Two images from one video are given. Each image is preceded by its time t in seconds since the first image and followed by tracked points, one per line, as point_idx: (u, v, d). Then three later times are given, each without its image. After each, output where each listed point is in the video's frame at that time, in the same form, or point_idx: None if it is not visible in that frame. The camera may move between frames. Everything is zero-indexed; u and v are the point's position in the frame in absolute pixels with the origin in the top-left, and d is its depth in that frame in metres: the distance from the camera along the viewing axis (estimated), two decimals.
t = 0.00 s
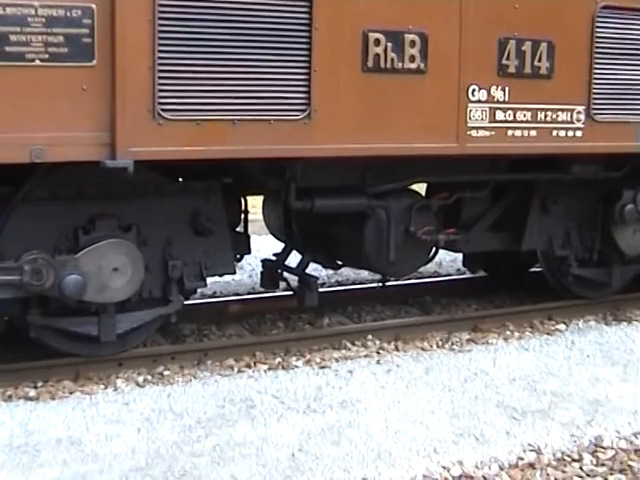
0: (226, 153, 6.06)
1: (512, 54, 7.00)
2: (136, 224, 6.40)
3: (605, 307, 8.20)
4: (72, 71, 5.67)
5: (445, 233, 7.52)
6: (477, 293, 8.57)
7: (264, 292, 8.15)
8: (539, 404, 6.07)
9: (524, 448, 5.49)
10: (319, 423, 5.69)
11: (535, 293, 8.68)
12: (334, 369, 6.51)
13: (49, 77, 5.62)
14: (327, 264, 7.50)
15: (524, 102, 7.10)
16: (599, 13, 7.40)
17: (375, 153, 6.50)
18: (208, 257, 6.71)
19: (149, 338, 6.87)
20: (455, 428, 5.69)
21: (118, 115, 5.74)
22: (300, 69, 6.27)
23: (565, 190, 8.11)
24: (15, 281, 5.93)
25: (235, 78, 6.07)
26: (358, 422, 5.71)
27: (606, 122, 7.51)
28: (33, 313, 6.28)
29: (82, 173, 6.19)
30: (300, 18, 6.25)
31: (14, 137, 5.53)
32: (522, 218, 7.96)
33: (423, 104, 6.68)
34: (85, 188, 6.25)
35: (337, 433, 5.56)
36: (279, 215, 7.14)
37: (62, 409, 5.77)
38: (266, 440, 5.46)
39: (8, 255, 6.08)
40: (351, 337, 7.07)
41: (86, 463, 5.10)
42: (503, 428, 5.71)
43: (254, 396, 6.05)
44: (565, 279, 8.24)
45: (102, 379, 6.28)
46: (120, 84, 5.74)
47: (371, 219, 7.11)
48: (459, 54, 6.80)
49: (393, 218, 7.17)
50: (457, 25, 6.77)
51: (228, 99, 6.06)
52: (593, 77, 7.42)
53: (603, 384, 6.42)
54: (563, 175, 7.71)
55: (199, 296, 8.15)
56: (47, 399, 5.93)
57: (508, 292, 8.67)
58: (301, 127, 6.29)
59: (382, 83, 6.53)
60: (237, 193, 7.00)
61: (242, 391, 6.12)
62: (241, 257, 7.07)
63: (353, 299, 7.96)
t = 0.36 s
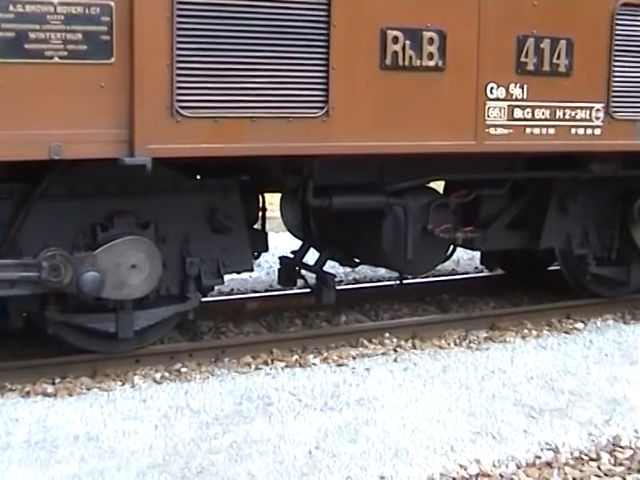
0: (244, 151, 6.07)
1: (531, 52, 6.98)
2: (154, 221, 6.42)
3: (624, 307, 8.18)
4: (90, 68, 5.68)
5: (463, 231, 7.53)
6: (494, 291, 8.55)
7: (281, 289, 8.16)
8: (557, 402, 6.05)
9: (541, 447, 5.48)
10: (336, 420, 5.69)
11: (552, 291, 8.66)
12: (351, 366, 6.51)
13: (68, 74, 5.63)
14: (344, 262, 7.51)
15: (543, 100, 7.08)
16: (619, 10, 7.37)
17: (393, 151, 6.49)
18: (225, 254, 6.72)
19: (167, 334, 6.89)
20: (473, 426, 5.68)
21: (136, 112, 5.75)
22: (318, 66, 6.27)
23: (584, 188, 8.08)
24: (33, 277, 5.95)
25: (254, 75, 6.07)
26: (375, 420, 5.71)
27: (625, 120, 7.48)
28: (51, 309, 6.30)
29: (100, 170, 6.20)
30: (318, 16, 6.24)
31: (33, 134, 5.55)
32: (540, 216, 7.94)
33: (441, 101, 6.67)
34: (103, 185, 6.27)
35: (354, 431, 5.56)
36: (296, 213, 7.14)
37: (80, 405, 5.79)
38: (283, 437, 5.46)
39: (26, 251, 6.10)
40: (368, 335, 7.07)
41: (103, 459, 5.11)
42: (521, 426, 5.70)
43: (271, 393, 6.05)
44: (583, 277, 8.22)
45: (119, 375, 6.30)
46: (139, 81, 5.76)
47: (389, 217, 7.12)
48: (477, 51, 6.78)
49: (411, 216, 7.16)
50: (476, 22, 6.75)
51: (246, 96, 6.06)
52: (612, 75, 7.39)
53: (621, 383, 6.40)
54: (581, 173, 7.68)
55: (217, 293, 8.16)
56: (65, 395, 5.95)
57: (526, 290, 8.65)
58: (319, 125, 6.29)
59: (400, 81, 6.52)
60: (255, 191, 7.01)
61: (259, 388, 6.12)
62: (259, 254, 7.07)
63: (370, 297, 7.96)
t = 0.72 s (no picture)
0: (261, 148, 6.06)
1: (549, 50, 6.97)
2: (171, 219, 6.43)
3: None
4: (107, 66, 5.70)
5: (481, 229, 7.50)
6: (512, 290, 8.54)
7: (298, 287, 8.17)
8: (574, 402, 6.04)
9: (558, 447, 5.46)
10: (352, 419, 5.68)
11: (570, 290, 8.63)
12: (368, 365, 6.50)
13: (86, 72, 5.66)
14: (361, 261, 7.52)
15: (560, 98, 7.06)
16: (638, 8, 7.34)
17: (411, 149, 6.48)
18: (242, 252, 6.72)
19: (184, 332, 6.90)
20: (490, 425, 5.66)
21: (153, 109, 5.77)
22: (336, 64, 6.27)
23: (602, 187, 8.05)
24: (51, 275, 5.96)
25: (271, 73, 6.08)
26: (391, 418, 5.70)
27: None
28: (69, 307, 6.32)
29: (118, 168, 6.23)
30: (336, 14, 6.24)
31: (51, 132, 5.58)
32: (558, 215, 7.92)
33: (459, 99, 6.66)
34: (121, 182, 6.29)
35: (370, 429, 5.55)
36: (313, 211, 7.14)
37: (97, 402, 5.80)
38: (300, 435, 5.46)
39: (44, 248, 6.14)
40: (385, 334, 7.06)
41: (120, 456, 5.12)
42: (537, 426, 5.68)
43: (288, 391, 6.05)
44: (601, 276, 8.18)
45: (136, 373, 6.31)
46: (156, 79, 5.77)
47: (406, 216, 7.12)
48: (495, 50, 6.77)
49: (428, 216, 7.16)
50: (494, 20, 6.73)
51: (263, 94, 6.06)
52: (631, 73, 7.36)
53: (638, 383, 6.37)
54: (599, 172, 7.65)
55: (234, 291, 8.17)
56: (82, 392, 5.97)
57: (544, 289, 8.63)
58: (337, 123, 6.28)
59: (418, 79, 6.51)
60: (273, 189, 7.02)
61: (275, 386, 6.12)
62: (276, 252, 7.07)
63: (387, 295, 7.95)
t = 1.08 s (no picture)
0: (281, 146, 6.06)
1: (569, 49, 6.95)
2: (191, 217, 6.44)
3: None
4: (127, 64, 5.72)
5: (499, 228, 7.44)
6: (531, 289, 8.52)
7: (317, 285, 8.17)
8: (593, 401, 6.02)
9: (577, 446, 5.44)
10: (371, 417, 5.68)
11: (589, 289, 8.61)
12: (386, 363, 6.50)
13: (106, 70, 5.67)
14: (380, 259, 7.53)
15: (580, 97, 7.04)
16: None
17: (431, 147, 6.47)
18: (260, 249, 6.72)
19: (202, 330, 6.92)
20: (508, 425, 5.65)
21: (173, 107, 5.78)
22: (355, 62, 6.26)
23: (621, 186, 8.03)
24: (70, 272, 5.99)
25: (291, 72, 6.08)
26: (410, 417, 5.69)
27: None
28: (88, 304, 6.34)
29: (138, 165, 6.26)
30: (355, 12, 6.24)
31: (70, 129, 5.60)
32: (578, 214, 7.89)
33: (478, 98, 6.64)
34: (140, 180, 6.30)
35: (389, 427, 5.55)
36: (332, 209, 7.14)
37: (116, 399, 5.82)
38: (318, 433, 5.46)
39: (63, 246, 6.16)
40: (403, 332, 7.07)
41: (139, 453, 5.13)
42: (556, 425, 5.66)
43: (306, 389, 6.05)
44: (621, 276, 8.15)
45: (155, 370, 6.31)
46: (176, 76, 5.78)
47: (425, 214, 7.12)
48: (515, 48, 6.75)
49: (447, 215, 7.16)
50: (514, 19, 6.72)
51: (283, 92, 6.06)
52: None
53: None
54: (619, 171, 7.63)
55: (252, 289, 8.19)
56: (101, 389, 5.99)
57: (563, 288, 8.61)
58: (356, 121, 6.28)
59: (437, 77, 6.50)
60: (292, 185, 7.05)
61: (294, 384, 6.12)
62: (294, 250, 7.08)
63: (405, 294, 7.95)
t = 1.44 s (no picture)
0: (301, 145, 6.06)
1: (590, 48, 6.93)
2: (210, 216, 6.45)
3: None
4: (147, 62, 5.74)
5: (519, 228, 7.43)
6: (551, 289, 8.50)
7: (336, 285, 8.17)
8: (613, 402, 5.99)
9: (596, 447, 5.42)
10: (390, 417, 5.67)
11: (609, 290, 8.57)
12: (405, 363, 6.49)
13: (127, 69, 5.69)
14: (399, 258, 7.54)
15: (601, 96, 7.02)
16: None
17: (451, 147, 6.45)
18: (280, 248, 6.72)
19: (221, 328, 6.93)
20: (527, 425, 5.64)
21: (193, 106, 5.79)
22: (376, 61, 6.26)
23: None
24: (90, 270, 6.00)
25: (311, 70, 6.08)
26: (429, 417, 5.68)
27: None
28: (108, 302, 6.36)
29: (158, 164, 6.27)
30: (376, 11, 6.23)
31: (91, 128, 5.61)
32: (598, 214, 7.86)
33: (499, 97, 6.62)
34: (160, 179, 6.32)
35: (408, 427, 5.54)
36: (351, 209, 7.15)
37: (135, 397, 5.83)
38: (337, 432, 5.45)
39: (83, 244, 6.17)
40: (423, 332, 7.06)
41: (157, 452, 5.14)
42: (576, 426, 5.65)
43: (325, 388, 6.05)
44: None
45: (174, 368, 6.33)
46: (196, 75, 5.79)
47: (445, 214, 7.12)
48: (536, 47, 6.73)
49: (466, 215, 7.15)
50: (534, 18, 6.70)
51: (303, 91, 6.06)
52: None
53: None
54: None
55: (271, 288, 8.19)
56: (120, 387, 6.00)
57: (583, 289, 8.58)
58: (376, 121, 6.27)
59: (458, 76, 6.49)
60: (311, 184, 7.05)
61: (313, 383, 6.12)
62: (313, 249, 7.08)
63: (424, 294, 7.95)
